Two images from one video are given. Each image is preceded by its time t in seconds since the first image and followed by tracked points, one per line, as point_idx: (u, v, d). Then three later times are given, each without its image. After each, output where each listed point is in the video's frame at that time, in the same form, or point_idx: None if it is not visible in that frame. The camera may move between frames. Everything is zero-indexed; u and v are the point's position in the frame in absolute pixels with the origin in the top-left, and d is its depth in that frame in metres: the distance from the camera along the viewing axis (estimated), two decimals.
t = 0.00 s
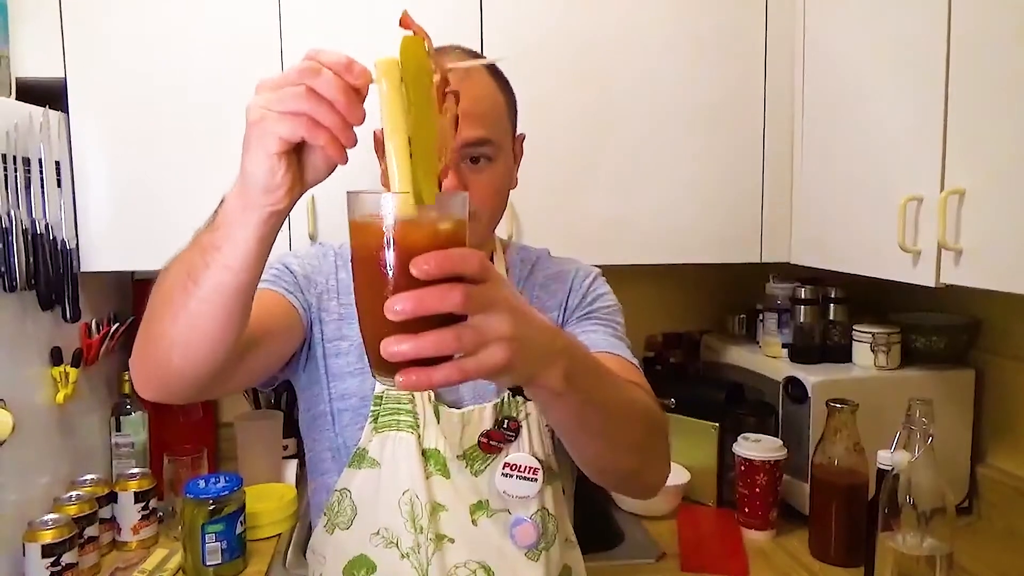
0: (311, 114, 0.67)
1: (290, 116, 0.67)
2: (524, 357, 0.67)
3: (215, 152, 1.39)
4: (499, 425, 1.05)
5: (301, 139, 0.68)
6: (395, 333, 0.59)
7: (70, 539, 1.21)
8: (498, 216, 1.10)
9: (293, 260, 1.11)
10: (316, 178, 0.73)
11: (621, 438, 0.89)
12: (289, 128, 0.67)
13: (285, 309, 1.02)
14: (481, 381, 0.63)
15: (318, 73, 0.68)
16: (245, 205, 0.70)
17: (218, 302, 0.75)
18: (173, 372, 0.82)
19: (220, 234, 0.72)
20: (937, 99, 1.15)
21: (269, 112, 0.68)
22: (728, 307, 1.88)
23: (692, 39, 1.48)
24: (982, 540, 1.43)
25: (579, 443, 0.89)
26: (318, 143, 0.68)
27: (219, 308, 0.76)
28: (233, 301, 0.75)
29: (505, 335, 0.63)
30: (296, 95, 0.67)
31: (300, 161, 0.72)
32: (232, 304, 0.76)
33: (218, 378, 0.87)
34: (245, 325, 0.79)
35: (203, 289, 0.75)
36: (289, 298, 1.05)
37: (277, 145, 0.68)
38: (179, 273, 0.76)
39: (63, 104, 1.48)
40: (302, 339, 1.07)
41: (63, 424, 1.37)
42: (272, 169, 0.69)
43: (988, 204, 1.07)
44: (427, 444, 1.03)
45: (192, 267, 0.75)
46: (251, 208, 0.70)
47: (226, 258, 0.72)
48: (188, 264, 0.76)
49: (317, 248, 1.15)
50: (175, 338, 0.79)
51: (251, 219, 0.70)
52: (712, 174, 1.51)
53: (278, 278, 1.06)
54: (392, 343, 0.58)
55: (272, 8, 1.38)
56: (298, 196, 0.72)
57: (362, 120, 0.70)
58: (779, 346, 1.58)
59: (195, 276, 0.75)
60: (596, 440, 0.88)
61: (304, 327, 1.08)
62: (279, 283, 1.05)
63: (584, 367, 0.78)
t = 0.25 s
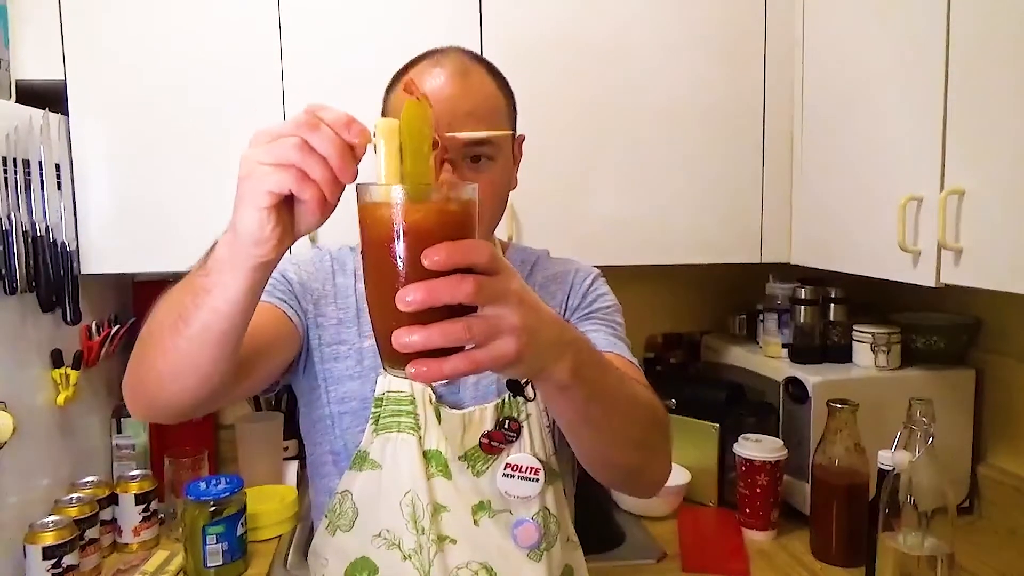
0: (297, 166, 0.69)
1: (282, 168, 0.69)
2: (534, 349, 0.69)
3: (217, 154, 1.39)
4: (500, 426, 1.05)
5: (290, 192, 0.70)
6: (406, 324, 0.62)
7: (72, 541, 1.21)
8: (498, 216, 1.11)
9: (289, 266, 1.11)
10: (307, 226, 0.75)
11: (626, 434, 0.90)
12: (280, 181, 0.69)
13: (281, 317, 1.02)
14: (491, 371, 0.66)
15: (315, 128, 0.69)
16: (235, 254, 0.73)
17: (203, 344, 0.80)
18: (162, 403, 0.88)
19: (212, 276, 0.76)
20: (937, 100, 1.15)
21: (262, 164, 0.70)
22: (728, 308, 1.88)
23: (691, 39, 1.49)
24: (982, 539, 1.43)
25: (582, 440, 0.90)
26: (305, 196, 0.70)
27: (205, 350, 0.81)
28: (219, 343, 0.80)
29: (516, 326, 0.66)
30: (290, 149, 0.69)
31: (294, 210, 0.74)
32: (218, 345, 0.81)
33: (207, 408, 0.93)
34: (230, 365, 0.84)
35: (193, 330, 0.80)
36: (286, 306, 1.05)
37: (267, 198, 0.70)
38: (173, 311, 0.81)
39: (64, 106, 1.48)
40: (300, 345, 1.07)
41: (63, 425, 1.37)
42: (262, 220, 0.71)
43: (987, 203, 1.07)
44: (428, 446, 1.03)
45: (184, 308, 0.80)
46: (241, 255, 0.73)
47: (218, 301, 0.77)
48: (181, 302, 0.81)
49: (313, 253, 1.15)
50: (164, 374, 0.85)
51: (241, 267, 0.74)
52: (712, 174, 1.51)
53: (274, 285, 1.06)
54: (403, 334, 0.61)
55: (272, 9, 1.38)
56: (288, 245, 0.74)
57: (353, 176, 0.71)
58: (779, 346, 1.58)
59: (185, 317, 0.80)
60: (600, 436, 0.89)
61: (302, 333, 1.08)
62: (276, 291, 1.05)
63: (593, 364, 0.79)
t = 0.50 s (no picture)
0: (307, 186, 0.70)
1: (291, 188, 0.70)
2: (545, 352, 0.70)
3: (217, 155, 1.39)
4: (502, 426, 1.05)
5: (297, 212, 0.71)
6: (418, 327, 0.62)
7: (72, 541, 1.21)
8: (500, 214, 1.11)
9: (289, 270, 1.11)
10: (313, 247, 0.75)
11: (632, 436, 0.91)
12: (288, 201, 0.70)
13: (281, 326, 1.03)
14: (503, 374, 0.66)
15: (330, 153, 0.70)
16: (239, 267, 0.74)
17: (204, 354, 0.81)
18: (163, 413, 0.90)
19: (217, 290, 0.78)
20: (937, 100, 1.15)
21: (274, 182, 0.71)
22: (728, 308, 1.88)
23: (692, 40, 1.49)
24: (983, 539, 1.43)
25: (589, 442, 0.90)
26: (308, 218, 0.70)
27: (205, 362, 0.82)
28: (220, 355, 0.82)
29: (527, 328, 0.66)
30: (302, 170, 0.70)
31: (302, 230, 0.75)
32: (220, 357, 0.82)
33: (208, 417, 0.94)
34: (231, 376, 0.86)
35: (195, 342, 0.81)
36: (285, 310, 1.05)
37: (274, 217, 0.71)
38: (176, 323, 0.83)
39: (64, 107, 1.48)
40: (300, 349, 1.08)
41: (64, 426, 1.37)
42: (267, 237, 0.72)
43: (987, 202, 1.07)
44: (430, 446, 1.03)
45: (187, 319, 0.81)
46: (244, 270, 0.75)
47: (221, 316, 0.78)
48: (184, 314, 0.82)
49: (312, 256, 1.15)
50: (164, 383, 0.86)
51: (244, 283, 0.75)
52: (712, 175, 1.52)
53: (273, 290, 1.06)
54: (417, 337, 0.61)
55: (273, 9, 1.38)
56: (293, 264, 0.75)
57: (361, 204, 0.71)
58: (779, 346, 1.58)
59: (188, 329, 0.81)
60: (606, 439, 0.89)
61: (302, 336, 1.08)
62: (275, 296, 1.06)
63: (600, 366, 0.79)
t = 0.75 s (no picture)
0: (310, 166, 0.72)
1: (297, 166, 0.72)
2: (546, 355, 0.70)
3: (218, 155, 1.39)
4: (504, 427, 1.05)
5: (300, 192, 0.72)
6: (420, 328, 0.62)
7: (73, 542, 1.21)
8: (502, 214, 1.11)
9: (293, 267, 1.11)
10: (311, 235, 0.76)
11: (632, 439, 0.91)
12: (292, 179, 0.71)
13: (284, 320, 1.03)
14: (504, 376, 0.66)
15: (340, 136, 0.73)
16: (240, 250, 0.75)
17: (203, 340, 0.81)
18: (163, 399, 0.90)
19: (215, 274, 0.78)
20: (937, 101, 1.15)
21: (279, 160, 0.72)
22: (729, 309, 1.89)
23: (692, 40, 1.49)
24: (983, 540, 1.43)
25: (590, 444, 0.90)
26: (312, 196, 0.72)
27: (203, 349, 0.82)
28: (220, 342, 0.82)
29: (529, 331, 0.66)
30: (310, 149, 0.72)
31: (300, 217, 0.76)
32: (220, 344, 0.82)
33: (207, 407, 0.94)
34: (230, 366, 0.86)
35: (194, 328, 0.81)
36: (289, 307, 1.05)
37: (276, 195, 0.72)
38: (177, 309, 0.83)
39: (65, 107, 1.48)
40: (302, 346, 1.07)
41: (65, 426, 1.37)
42: (268, 217, 0.73)
43: (988, 203, 1.07)
44: (431, 446, 1.03)
45: (187, 306, 0.81)
46: (243, 251, 0.75)
47: (219, 300, 0.78)
48: (185, 300, 0.82)
49: (315, 254, 1.15)
50: (162, 369, 0.86)
51: (243, 265, 0.75)
52: (713, 175, 1.52)
53: (278, 286, 1.06)
54: (419, 337, 0.61)
55: (274, 9, 1.38)
56: (290, 250, 0.76)
57: (365, 188, 0.74)
58: (780, 347, 1.58)
59: (187, 314, 0.81)
60: (606, 442, 0.89)
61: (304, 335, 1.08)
62: (279, 292, 1.05)
63: (603, 371, 0.79)
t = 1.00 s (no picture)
0: (312, 178, 0.72)
1: (297, 178, 0.72)
2: (547, 360, 0.70)
3: (219, 156, 1.39)
4: (504, 430, 1.05)
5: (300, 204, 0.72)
6: (419, 332, 0.62)
7: (73, 543, 1.21)
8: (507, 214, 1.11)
9: (292, 271, 1.11)
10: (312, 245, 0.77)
11: (633, 444, 0.90)
12: (293, 192, 0.72)
13: (282, 324, 1.03)
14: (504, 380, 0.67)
15: (340, 149, 0.73)
16: (240, 261, 0.75)
17: (201, 350, 0.81)
18: (158, 410, 0.90)
19: (215, 284, 0.78)
20: (937, 103, 1.15)
21: (279, 172, 0.72)
22: (729, 310, 1.89)
23: (692, 42, 1.49)
24: (983, 542, 1.43)
25: (590, 449, 0.90)
26: (311, 208, 0.72)
27: (201, 359, 0.82)
28: (216, 352, 0.82)
29: (530, 336, 0.66)
30: (310, 162, 0.72)
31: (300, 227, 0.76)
32: (216, 353, 0.82)
33: (203, 415, 0.94)
34: (226, 375, 0.86)
35: (191, 338, 0.81)
36: (289, 311, 1.05)
37: (277, 207, 0.72)
38: (173, 319, 0.83)
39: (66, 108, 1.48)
40: (302, 350, 1.08)
41: (65, 427, 1.37)
42: (268, 228, 0.73)
43: (988, 205, 1.07)
44: (432, 449, 1.03)
45: (184, 315, 0.82)
46: (243, 263, 0.75)
47: (219, 309, 0.78)
48: (181, 310, 0.83)
49: (314, 256, 1.16)
50: (158, 379, 0.86)
51: (243, 275, 0.75)
52: (713, 177, 1.52)
53: (277, 290, 1.06)
54: (419, 341, 0.61)
55: (274, 10, 1.38)
56: (290, 260, 0.76)
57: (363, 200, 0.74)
58: (780, 348, 1.59)
59: (185, 324, 0.81)
60: (607, 447, 0.89)
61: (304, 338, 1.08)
62: (278, 296, 1.06)
63: (605, 375, 0.80)
